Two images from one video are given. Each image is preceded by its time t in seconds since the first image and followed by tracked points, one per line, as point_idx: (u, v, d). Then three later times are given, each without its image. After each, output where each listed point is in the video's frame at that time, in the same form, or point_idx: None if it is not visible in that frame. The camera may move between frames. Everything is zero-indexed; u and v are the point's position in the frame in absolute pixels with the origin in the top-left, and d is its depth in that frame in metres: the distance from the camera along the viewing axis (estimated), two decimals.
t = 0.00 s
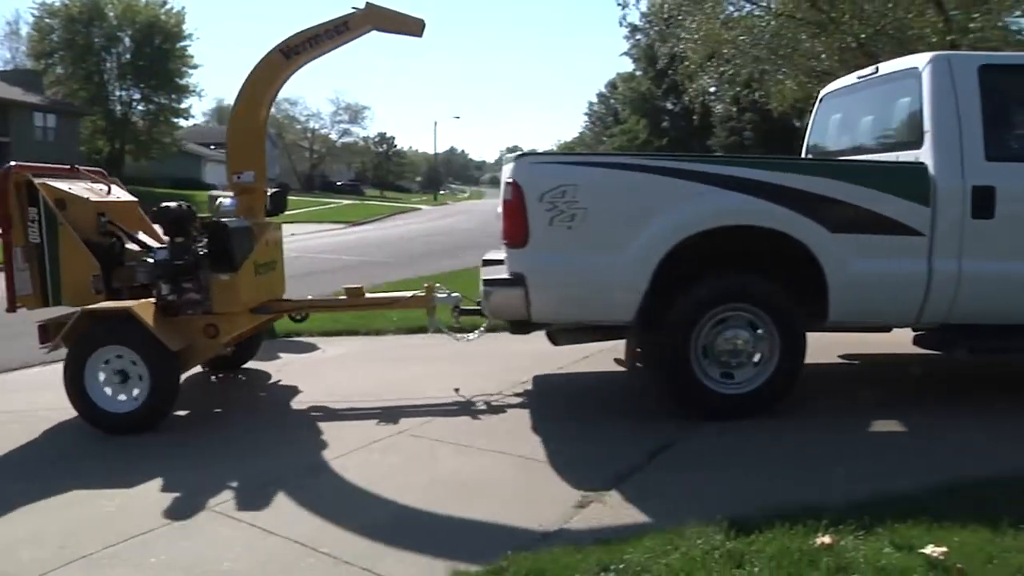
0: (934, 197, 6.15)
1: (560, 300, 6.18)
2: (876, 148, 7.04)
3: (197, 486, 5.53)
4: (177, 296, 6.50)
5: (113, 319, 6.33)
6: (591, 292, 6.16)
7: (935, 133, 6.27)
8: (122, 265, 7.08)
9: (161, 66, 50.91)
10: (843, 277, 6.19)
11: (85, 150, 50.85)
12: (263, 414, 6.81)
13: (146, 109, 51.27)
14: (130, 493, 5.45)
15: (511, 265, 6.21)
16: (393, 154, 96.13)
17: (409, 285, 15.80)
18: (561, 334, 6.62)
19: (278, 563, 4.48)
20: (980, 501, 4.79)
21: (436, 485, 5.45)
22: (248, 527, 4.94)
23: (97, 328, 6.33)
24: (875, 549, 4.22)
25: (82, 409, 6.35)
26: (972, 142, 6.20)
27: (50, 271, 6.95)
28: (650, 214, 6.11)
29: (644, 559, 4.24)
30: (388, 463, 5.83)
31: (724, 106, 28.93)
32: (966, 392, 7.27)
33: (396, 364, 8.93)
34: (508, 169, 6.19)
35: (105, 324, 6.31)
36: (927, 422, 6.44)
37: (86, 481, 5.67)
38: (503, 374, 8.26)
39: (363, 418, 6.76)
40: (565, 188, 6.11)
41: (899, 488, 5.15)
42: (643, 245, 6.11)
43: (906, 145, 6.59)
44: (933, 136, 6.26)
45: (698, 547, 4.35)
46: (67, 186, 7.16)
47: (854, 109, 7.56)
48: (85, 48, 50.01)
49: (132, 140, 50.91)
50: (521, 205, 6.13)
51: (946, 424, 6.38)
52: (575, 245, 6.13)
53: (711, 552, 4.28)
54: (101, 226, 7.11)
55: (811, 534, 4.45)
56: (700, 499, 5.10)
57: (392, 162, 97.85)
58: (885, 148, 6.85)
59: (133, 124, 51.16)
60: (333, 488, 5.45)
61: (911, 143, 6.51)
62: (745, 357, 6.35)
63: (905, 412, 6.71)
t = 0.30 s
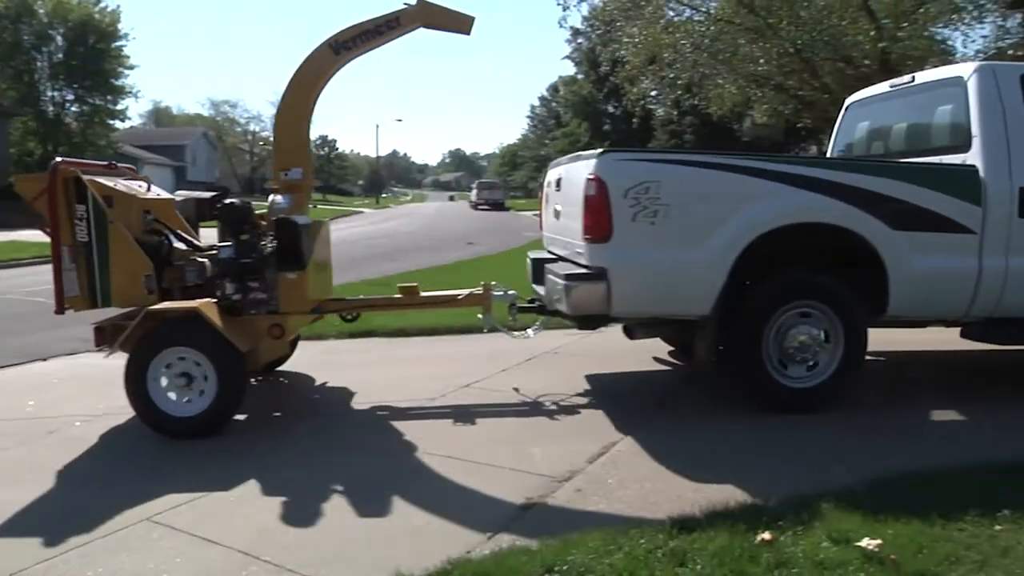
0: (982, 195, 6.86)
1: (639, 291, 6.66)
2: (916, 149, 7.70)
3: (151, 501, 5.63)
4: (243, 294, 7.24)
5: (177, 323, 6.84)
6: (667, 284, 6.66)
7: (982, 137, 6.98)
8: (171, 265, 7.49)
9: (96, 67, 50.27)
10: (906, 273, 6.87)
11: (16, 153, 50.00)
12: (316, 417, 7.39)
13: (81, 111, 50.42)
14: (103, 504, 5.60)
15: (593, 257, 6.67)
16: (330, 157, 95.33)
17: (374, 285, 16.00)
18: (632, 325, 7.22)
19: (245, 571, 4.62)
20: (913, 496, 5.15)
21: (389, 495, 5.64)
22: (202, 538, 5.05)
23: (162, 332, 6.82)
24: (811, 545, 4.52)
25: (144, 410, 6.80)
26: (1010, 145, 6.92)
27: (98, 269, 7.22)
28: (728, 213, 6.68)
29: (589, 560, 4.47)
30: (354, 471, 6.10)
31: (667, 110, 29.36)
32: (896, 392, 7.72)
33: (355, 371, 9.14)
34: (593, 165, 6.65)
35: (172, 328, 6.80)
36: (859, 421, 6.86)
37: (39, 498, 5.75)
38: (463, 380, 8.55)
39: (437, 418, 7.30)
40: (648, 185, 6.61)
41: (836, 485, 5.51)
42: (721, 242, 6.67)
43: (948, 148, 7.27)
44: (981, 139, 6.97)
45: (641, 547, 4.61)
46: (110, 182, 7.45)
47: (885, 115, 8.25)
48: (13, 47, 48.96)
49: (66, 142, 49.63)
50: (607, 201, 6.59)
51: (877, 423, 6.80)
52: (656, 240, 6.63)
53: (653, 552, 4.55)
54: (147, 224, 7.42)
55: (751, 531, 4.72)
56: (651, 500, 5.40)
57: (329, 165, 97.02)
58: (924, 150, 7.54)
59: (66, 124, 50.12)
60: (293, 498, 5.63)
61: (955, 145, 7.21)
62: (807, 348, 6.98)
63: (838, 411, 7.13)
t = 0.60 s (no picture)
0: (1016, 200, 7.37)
1: (711, 286, 6.89)
2: (945, 154, 8.11)
3: (85, 511, 5.51)
4: (319, 290, 7.26)
5: (251, 320, 6.89)
6: (737, 279, 6.92)
7: (1016, 145, 7.41)
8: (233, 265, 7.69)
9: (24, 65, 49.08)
10: (949, 270, 7.33)
11: None
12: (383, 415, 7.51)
13: (8, 111, 49.24)
14: (35, 516, 5.47)
15: (667, 254, 6.85)
16: (268, 158, 94.28)
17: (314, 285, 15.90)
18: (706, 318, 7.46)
19: None
20: (846, 490, 5.29)
21: (331, 499, 5.60)
22: (138, 548, 4.96)
23: (234, 330, 6.85)
24: (751, 539, 4.59)
25: (221, 408, 6.83)
26: None
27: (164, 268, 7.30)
28: (795, 213, 6.96)
29: (531, 560, 4.49)
30: (302, 475, 6.06)
31: (604, 112, 29.57)
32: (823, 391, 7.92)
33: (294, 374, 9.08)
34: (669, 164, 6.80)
35: (247, 325, 6.85)
36: (790, 421, 7.01)
37: None
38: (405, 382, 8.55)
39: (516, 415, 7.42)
40: (723, 185, 6.82)
41: (772, 482, 5.63)
42: (788, 240, 6.96)
43: (980, 153, 7.70)
44: (1015, 146, 7.39)
45: (583, 546, 4.64)
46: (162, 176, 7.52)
47: (910, 121, 8.65)
48: None
49: None
50: (683, 200, 6.76)
51: (807, 422, 6.96)
52: (728, 237, 6.87)
53: (596, 550, 4.59)
54: (202, 220, 7.60)
55: (691, 528, 4.78)
56: (592, 500, 5.44)
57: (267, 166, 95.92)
58: (953, 157, 7.95)
59: None
60: (230, 504, 5.58)
61: (989, 151, 7.62)
62: (857, 340, 7.38)
63: (768, 412, 7.29)
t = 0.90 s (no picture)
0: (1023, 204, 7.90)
1: (764, 282, 7.17)
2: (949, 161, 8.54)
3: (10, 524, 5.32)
4: (396, 285, 7.39)
5: (330, 314, 6.91)
6: (787, 275, 7.22)
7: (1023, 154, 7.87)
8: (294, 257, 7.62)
9: None
10: (971, 266, 7.82)
11: None
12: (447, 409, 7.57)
13: None
14: None
15: (723, 252, 7.11)
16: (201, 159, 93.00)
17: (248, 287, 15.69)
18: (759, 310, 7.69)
19: None
20: (783, 484, 5.34)
21: (265, 504, 5.49)
22: (64, 560, 4.80)
23: (314, 326, 6.86)
24: (687, 535, 4.62)
25: (302, 404, 6.83)
26: None
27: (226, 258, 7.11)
28: (836, 214, 7.31)
29: (468, 561, 4.46)
30: (234, 481, 5.92)
31: (540, 112, 29.81)
32: (757, 387, 8.00)
33: (226, 378, 8.90)
34: (726, 166, 7.04)
35: (328, 320, 6.87)
36: (724, 417, 7.07)
37: None
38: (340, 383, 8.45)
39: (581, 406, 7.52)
40: (776, 187, 7.10)
41: (706, 477, 5.68)
42: (831, 239, 7.31)
43: (988, 161, 8.14)
44: (1023, 155, 7.86)
45: (520, 546, 4.62)
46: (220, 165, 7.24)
47: (913, 130, 9.05)
48: None
49: None
50: (741, 202, 7.02)
51: (739, 419, 7.03)
52: (779, 236, 7.17)
53: (532, 550, 4.57)
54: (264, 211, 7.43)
55: (627, 525, 4.79)
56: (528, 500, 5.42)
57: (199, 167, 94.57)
58: (960, 165, 8.37)
59: None
60: (158, 513, 5.43)
61: (997, 159, 8.06)
62: (890, 331, 7.75)
63: (703, 410, 7.34)
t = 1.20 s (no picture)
0: (1015, 207, 8.50)
1: (797, 278, 7.57)
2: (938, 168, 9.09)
3: None
4: (468, 282, 7.26)
5: (403, 308, 6.91)
6: (817, 272, 7.64)
7: (1013, 161, 8.49)
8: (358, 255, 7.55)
9: None
10: (970, 264, 8.37)
11: None
12: (500, 399, 7.73)
13: None
14: None
15: (760, 251, 7.49)
16: (126, 160, 91.17)
17: (172, 290, 15.33)
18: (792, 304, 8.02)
19: None
20: (713, 477, 5.40)
21: (193, 511, 5.37)
22: None
23: (399, 321, 6.87)
24: (620, 531, 4.64)
25: (381, 399, 6.86)
26: None
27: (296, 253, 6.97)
28: (858, 217, 7.76)
29: (402, 563, 4.42)
30: (158, 488, 5.77)
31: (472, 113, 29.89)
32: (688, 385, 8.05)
33: (150, 384, 8.65)
34: (765, 172, 7.42)
35: (410, 315, 6.88)
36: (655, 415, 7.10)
37: None
38: (271, 387, 8.29)
39: (630, 392, 7.84)
40: (809, 191, 7.51)
41: (639, 474, 5.70)
42: (854, 238, 7.76)
43: (982, 168, 8.70)
44: (1013, 164, 8.48)
45: (455, 546, 4.59)
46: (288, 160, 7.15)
47: (901, 141, 9.53)
48: None
49: None
50: (778, 205, 7.41)
51: (670, 417, 7.06)
52: (811, 236, 7.58)
53: (467, 550, 4.55)
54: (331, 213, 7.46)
55: (561, 523, 4.78)
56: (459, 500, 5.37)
57: (123, 168, 92.67)
58: (951, 172, 8.90)
59: None
60: (81, 524, 5.26)
61: (989, 166, 8.64)
62: (906, 324, 8.22)
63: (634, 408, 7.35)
